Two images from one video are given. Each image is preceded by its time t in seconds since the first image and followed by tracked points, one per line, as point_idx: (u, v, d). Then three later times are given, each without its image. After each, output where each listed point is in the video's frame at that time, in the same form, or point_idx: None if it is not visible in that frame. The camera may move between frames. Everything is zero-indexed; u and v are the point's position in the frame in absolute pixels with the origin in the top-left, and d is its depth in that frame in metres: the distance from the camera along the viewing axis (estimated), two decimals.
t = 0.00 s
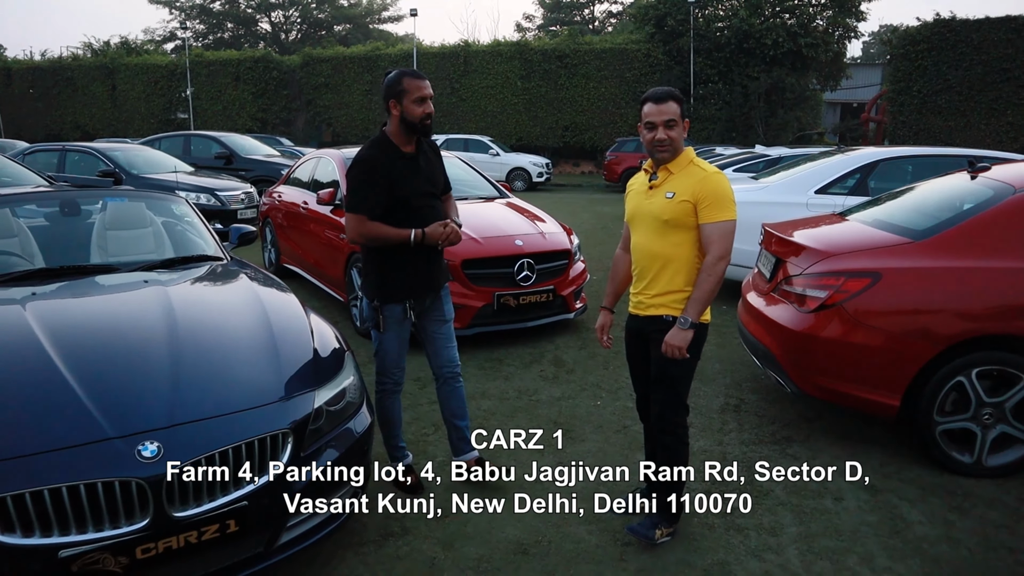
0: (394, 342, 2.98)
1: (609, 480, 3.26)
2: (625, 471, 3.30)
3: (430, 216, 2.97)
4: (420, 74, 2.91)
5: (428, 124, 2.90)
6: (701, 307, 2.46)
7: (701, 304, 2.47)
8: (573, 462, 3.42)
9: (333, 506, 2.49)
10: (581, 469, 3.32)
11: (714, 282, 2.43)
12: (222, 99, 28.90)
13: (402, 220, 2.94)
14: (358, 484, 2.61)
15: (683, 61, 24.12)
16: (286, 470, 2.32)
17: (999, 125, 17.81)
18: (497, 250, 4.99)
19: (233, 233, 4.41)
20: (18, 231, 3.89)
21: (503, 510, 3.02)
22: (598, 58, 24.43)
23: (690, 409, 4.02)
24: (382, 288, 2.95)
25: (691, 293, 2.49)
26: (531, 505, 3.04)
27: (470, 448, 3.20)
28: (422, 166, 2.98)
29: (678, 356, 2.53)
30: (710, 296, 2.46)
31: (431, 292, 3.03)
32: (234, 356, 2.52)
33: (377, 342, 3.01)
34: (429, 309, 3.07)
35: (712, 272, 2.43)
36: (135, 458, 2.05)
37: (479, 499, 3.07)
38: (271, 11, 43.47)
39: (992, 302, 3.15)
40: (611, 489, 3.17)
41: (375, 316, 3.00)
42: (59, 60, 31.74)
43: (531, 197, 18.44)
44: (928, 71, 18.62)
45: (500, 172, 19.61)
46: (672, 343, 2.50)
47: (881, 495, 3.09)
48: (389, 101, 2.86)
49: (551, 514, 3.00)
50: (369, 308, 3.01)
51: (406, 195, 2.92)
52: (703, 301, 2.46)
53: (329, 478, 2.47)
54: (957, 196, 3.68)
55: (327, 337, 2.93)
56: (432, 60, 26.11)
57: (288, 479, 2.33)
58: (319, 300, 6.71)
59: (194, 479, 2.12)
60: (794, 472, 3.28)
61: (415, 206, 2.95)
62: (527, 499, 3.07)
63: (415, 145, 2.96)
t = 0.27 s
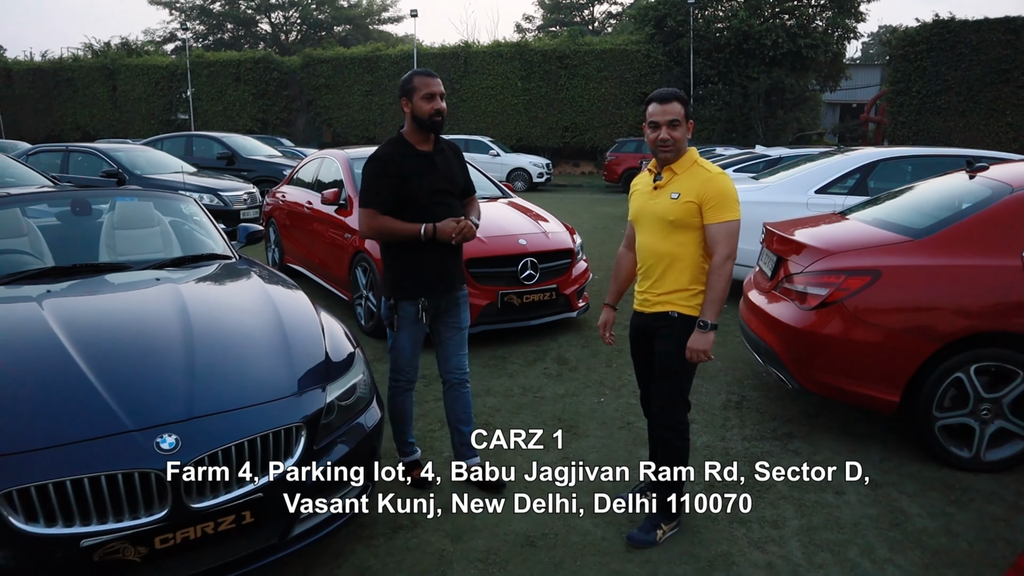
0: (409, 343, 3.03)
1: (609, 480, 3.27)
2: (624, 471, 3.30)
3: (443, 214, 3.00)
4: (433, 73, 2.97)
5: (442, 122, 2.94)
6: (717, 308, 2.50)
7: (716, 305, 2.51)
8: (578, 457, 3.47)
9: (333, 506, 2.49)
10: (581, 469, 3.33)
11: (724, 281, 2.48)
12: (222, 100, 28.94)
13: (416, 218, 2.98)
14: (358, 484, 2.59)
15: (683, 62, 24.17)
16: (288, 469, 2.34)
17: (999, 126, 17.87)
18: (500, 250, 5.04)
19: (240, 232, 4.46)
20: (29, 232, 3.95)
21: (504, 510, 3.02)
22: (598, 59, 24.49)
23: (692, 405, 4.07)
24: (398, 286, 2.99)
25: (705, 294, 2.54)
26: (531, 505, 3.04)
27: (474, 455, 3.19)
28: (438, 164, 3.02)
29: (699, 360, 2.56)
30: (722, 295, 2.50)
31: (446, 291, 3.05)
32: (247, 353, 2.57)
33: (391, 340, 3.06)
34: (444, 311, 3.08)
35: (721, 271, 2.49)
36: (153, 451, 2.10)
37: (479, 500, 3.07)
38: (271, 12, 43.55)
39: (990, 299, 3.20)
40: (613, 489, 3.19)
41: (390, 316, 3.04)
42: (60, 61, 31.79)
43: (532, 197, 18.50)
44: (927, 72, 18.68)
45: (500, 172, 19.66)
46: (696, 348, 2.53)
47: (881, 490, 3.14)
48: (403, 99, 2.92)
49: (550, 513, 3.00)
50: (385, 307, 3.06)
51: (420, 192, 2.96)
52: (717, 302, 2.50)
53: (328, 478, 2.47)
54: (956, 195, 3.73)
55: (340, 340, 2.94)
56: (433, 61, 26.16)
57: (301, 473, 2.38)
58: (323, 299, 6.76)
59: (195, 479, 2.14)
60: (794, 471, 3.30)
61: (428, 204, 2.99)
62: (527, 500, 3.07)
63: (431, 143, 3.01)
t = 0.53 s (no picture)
0: (427, 338, 3.09)
1: (609, 481, 3.26)
2: (624, 471, 3.31)
3: (460, 210, 3.04)
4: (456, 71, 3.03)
5: (463, 117, 2.99)
6: (722, 308, 2.55)
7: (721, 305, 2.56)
8: (584, 452, 3.52)
9: (334, 506, 2.49)
10: (581, 469, 3.33)
11: (729, 281, 2.53)
12: (224, 100, 29.00)
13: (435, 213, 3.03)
14: (358, 485, 2.59)
15: (684, 62, 24.20)
16: (285, 470, 2.36)
17: (999, 126, 17.90)
18: (505, 248, 5.09)
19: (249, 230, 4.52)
20: (40, 229, 4.00)
21: (503, 510, 3.01)
22: (600, 59, 24.53)
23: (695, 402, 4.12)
24: (415, 280, 3.05)
25: (711, 295, 2.59)
26: (531, 507, 3.03)
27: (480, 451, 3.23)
28: (459, 161, 3.07)
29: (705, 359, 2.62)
30: (727, 295, 2.56)
31: (465, 289, 3.09)
32: (260, 347, 2.63)
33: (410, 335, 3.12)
34: (464, 308, 3.12)
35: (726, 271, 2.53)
36: (172, 440, 2.15)
37: (479, 500, 3.06)
38: (273, 12, 43.63)
39: (988, 297, 3.25)
40: (609, 489, 3.18)
41: (409, 311, 3.10)
42: (62, 62, 31.85)
43: (534, 197, 18.55)
44: (927, 73, 18.72)
45: (502, 172, 19.72)
46: (699, 347, 2.60)
47: (881, 484, 3.19)
48: (426, 95, 2.98)
49: (550, 514, 3.00)
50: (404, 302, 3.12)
51: (438, 188, 3.01)
52: (722, 301, 2.55)
53: (328, 479, 2.48)
54: (956, 194, 3.78)
55: (353, 337, 2.97)
56: (434, 61, 26.21)
57: (316, 463, 2.44)
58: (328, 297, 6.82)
59: (193, 479, 2.16)
60: (794, 472, 3.29)
61: (447, 200, 3.04)
62: (527, 500, 3.05)
63: (455, 140, 3.07)
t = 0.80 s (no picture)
0: (453, 333, 3.17)
1: (609, 480, 3.26)
2: (624, 471, 3.30)
3: (490, 209, 3.11)
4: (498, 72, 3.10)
5: (503, 119, 3.06)
6: (730, 311, 2.59)
7: (730, 308, 2.59)
8: (603, 446, 3.58)
9: (333, 506, 2.49)
10: (580, 469, 3.32)
11: (742, 284, 2.55)
12: (246, 101, 29.32)
13: (468, 211, 3.11)
14: (358, 485, 2.56)
15: (704, 63, 24.12)
16: (286, 469, 2.36)
17: None
18: (525, 247, 5.16)
19: (275, 228, 4.62)
20: (73, 226, 4.13)
21: (503, 509, 3.01)
22: (619, 60, 24.53)
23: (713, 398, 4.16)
24: (446, 277, 3.14)
25: (722, 297, 2.63)
26: (530, 506, 3.03)
27: (501, 443, 3.30)
28: (495, 162, 3.14)
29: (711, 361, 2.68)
30: (739, 298, 2.58)
31: (493, 288, 3.14)
32: (290, 341, 2.71)
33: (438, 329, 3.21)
34: (492, 305, 3.18)
35: (740, 274, 2.55)
36: (208, 427, 2.24)
37: (479, 499, 3.06)
38: (294, 14, 44.05)
39: (1007, 296, 3.27)
40: (613, 489, 3.18)
41: (438, 306, 3.19)
42: (88, 63, 32.35)
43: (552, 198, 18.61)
44: (951, 72, 18.53)
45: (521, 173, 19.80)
46: (702, 347, 2.64)
47: (899, 481, 3.21)
48: (467, 95, 3.06)
49: (549, 513, 2.99)
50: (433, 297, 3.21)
51: (471, 186, 3.09)
52: (732, 303, 2.58)
53: (328, 479, 2.47)
54: (979, 193, 3.78)
55: (379, 333, 3.04)
56: (454, 62, 26.32)
57: (343, 452, 2.51)
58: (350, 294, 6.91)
59: (193, 481, 2.22)
60: (794, 471, 3.28)
61: (479, 200, 3.11)
62: (526, 500, 3.06)
63: (494, 140, 3.14)
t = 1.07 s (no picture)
0: (472, 325, 3.27)
1: (608, 480, 3.24)
2: (624, 471, 3.28)
3: (511, 208, 3.20)
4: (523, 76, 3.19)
5: (527, 120, 3.15)
6: (739, 307, 2.63)
7: (740, 305, 2.64)
8: (615, 436, 3.67)
9: (334, 505, 2.55)
10: (581, 469, 3.31)
11: (756, 283, 2.60)
12: (261, 102, 29.59)
13: (488, 209, 3.21)
14: (358, 486, 2.59)
15: (718, 63, 24.12)
16: (286, 470, 2.41)
17: None
18: (539, 245, 5.25)
19: (295, 225, 4.73)
20: (100, 223, 4.26)
21: (503, 510, 3.00)
22: (632, 60, 24.56)
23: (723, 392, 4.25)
24: (465, 271, 3.24)
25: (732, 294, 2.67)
26: (530, 506, 3.01)
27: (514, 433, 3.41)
28: (518, 161, 3.24)
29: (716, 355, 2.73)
30: (752, 295, 2.63)
31: (511, 284, 3.24)
32: (313, 332, 2.82)
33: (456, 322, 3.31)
34: (510, 299, 3.28)
35: (755, 273, 2.60)
36: (236, 412, 2.35)
37: (479, 499, 3.05)
38: (308, 15, 44.38)
39: (1014, 291, 3.33)
40: (612, 489, 3.15)
41: (458, 299, 3.29)
42: (106, 64, 32.76)
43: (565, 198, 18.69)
44: (966, 72, 18.42)
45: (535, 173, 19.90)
46: (708, 342, 2.68)
47: (905, 472, 3.27)
48: (493, 97, 3.15)
49: (550, 514, 2.97)
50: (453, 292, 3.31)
51: (494, 185, 3.19)
52: (742, 301, 2.63)
53: (328, 479, 2.52)
54: (988, 190, 3.83)
55: (398, 326, 3.14)
56: (467, 63, 26.44)
57: (362, 438, 2.61)
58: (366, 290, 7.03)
59: (193, 482, 2.29)
60: (794, 472, 3.26)
61: (500, 198, 3.21)
62: (527, 500, 3.04)
63: (517, 140, 3.23)
